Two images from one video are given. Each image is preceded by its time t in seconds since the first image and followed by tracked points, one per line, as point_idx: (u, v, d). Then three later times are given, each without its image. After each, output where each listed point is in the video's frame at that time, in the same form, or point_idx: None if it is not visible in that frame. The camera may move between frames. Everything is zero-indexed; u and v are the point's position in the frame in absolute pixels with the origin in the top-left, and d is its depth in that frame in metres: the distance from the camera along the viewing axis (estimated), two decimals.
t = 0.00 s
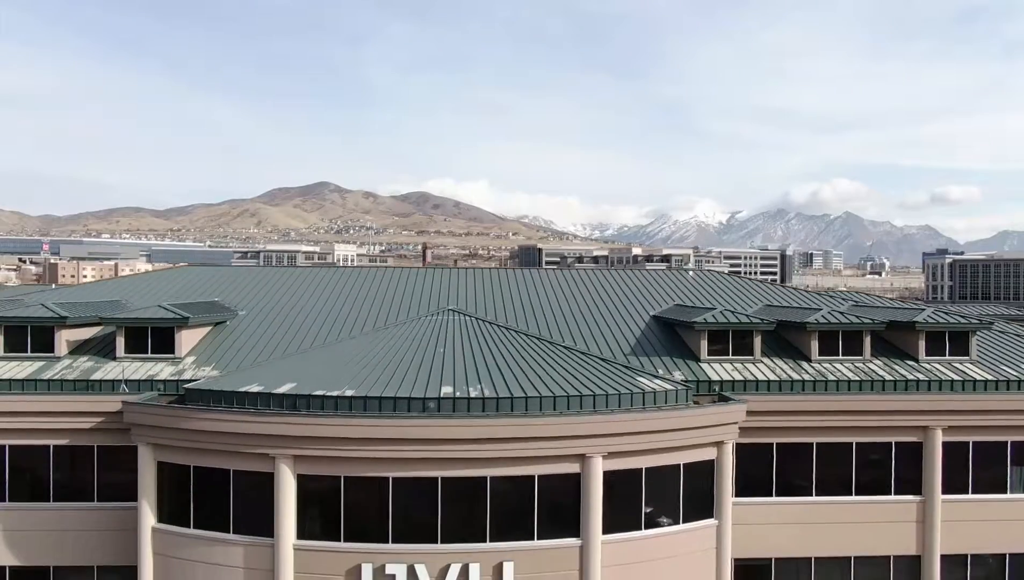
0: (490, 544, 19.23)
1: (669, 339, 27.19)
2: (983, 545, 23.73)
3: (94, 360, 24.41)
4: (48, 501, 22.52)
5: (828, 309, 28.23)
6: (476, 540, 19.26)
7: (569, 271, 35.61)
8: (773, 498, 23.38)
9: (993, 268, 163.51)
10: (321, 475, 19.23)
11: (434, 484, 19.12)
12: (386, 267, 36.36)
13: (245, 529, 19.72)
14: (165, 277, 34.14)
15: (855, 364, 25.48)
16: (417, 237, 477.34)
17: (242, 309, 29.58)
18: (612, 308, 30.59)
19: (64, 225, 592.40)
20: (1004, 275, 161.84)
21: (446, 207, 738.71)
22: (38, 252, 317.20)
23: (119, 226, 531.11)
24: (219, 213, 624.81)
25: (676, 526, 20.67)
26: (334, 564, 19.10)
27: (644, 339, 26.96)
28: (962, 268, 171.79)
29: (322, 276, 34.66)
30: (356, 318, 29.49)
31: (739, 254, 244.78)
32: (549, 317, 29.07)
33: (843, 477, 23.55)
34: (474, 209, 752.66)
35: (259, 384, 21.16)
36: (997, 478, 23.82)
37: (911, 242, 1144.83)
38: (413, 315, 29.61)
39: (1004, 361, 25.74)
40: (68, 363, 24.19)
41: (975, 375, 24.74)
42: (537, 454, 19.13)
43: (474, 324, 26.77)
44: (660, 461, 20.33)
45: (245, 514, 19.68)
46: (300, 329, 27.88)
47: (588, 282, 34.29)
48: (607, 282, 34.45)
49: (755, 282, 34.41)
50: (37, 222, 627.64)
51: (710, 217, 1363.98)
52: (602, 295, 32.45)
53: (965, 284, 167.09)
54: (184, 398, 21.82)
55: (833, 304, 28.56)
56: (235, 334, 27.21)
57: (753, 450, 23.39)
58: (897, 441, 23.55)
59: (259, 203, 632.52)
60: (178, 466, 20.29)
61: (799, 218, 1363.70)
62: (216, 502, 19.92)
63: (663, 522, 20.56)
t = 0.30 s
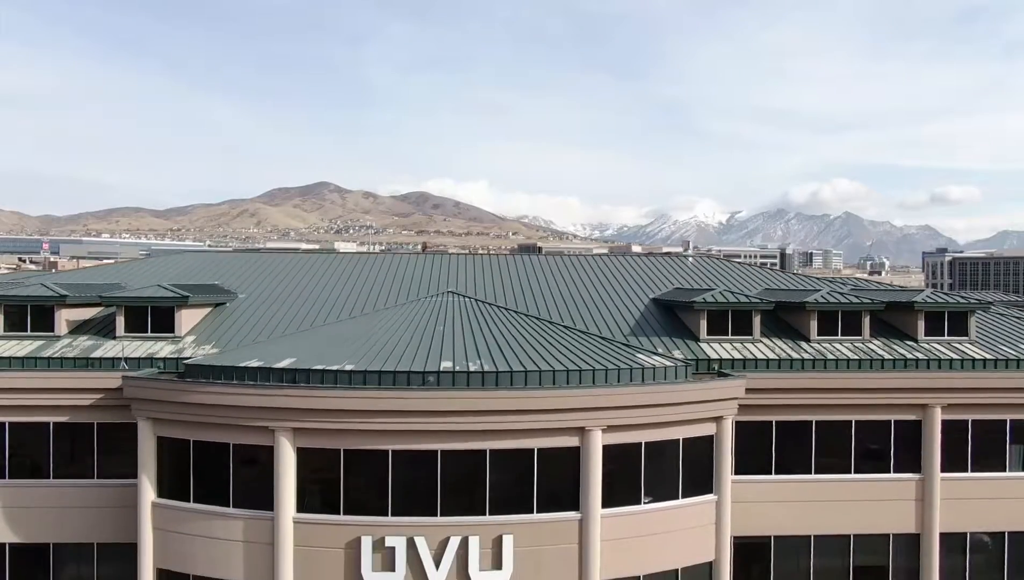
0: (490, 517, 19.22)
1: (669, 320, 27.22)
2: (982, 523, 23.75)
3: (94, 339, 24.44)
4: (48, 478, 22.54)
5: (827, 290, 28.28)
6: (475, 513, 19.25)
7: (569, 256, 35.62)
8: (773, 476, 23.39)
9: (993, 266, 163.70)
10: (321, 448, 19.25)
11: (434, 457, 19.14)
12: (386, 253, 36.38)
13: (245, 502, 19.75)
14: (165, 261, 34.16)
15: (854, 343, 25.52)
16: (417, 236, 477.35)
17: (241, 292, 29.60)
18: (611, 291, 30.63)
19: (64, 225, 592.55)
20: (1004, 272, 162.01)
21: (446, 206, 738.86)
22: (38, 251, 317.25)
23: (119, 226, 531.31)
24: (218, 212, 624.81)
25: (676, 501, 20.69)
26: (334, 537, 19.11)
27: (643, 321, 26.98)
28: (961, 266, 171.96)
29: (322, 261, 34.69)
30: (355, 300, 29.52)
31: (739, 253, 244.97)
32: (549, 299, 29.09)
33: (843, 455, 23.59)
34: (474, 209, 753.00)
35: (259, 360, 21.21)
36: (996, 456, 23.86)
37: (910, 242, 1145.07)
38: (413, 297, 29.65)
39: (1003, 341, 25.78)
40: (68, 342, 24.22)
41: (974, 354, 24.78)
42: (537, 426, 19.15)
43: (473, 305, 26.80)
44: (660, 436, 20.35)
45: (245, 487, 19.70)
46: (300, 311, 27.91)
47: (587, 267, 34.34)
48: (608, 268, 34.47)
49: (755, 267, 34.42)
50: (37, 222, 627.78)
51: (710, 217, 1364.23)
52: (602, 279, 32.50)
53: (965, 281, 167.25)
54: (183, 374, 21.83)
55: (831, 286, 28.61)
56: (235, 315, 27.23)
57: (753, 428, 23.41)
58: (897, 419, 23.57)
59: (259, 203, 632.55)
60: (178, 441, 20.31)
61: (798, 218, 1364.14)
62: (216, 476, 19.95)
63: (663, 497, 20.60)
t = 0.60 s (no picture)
0: (489, 496, 19.22)
1: (668, 305, 27.25)
2: (981, 506, 23.75)
3: (94, 322, 24.46)
4: (47, 459, 22.56)
5: (825, 275, 28.41)
6: (475, 491, 19.25)
7: (569, 245, 35.63)
8: (772, 459, 23.41)
9: (993, 264, 163.76)
10: (320, 427, 19.27)
11: (433, 436, 19.15)
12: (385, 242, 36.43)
13: (245, 481, 19.76)
14: (165, 249, 34.18)
15: (853, 327, 25.53)
16: (417, 235, 477.54)
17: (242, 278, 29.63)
18: (610, 277, 30.70)
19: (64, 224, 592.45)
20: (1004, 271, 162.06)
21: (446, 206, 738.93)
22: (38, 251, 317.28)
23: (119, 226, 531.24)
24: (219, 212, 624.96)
25: (675, 482, 20.70)
26: (333, 515, 19.12)
27: (643, 306, 27.04)
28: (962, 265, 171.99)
29: (322, 249, 34.77)
30: (355, 285, 29.55)
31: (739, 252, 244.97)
32: (549, 285, 29.09)
33: (842, 438, 23.61)
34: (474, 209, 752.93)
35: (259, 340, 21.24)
36: (995, 439, 23.87)
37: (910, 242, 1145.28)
38: (412, 282, 29.67)
39: (1002, 325, 25.78)
40: (68, 324, 24.26)
41: (974, 338, 24.79)
42: (536, 405, 19.16)
43: (473, 289, 26.82)
44: (659, 416, 20.37)
45: (245, 466, 19.71)
46: (299, 295, 27.94)
47: (586, 255, 34.42)
48: (607, 256, 34.47)
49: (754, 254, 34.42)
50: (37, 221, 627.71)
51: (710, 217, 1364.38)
52: (601, 266, 32.57)
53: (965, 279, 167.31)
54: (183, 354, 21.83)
55: (830, 271, 28.68)
56: (235, 300, 27.25)
57: (752, 410, 23.43)
58: (896, 402, 23.59)
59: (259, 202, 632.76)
60: (178, 420, 20.32)
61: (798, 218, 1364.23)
62: (216, 456, 19.97)
63: (662, 477, 20.61)
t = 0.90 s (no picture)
0: (488, 472, 19.22)
1: (668, 288, 27.29)
2: (981, 487, 23.75)
3: (94, 303, 24.47)
4: (47, 439, 22.56)
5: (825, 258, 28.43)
6: (474, 467, 19.24)
7: (569, 233, 35.65)
8: (771, 439, 23.43)
9: (992, 262, 163.91)
10: (319, 403, 19.27)
11: (432, 412, 19.16)
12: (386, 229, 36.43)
13: (244, 458, 19.78)
14: (166, 234, 34.18)
15: (852, 309, 25.53)
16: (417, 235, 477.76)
17: (241, 262, 29.65)
18: (610, 262, 30.72)
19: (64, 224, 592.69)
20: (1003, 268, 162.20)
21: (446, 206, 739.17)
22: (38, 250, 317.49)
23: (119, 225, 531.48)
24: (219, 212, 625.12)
25: (674, 459, 20.71)
26: (332, 491, 19.12)
27: (642, 289, 27.06)
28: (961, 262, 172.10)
29: (322, 234, 34.79)
30: (354, 268, 29.56)
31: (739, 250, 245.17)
32: (549, 269, 29.11)
33: (840, 418, 23.63)
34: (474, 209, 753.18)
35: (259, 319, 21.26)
36: (994, 420, 23.88)
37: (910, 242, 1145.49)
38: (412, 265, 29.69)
39: (1001, 307, 25.78)
40: (68, 306, 24.28)
41: (973, 320, 24.79)
42: (535, 380, 19.17)
43: (473, 272, 26.84)
44: (658, 393, 20.38)
45: (244, 443, 19.73)
46: (299, 278, 27.95)
47: (586, 241, 34.44)
48: (607, 244, 34.48)
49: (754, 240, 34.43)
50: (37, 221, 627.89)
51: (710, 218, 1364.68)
52: (601, 252, 32.59)
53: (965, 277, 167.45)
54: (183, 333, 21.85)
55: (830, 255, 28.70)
56: (235, 284, 27.26)
57: (752, 391, 23.43)
58: (895, 382, 23.59)
59: (259, 202, 632.90)
60: (177, 397, 20.34)
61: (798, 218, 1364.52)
62: (215, 433, 19.98)
63: (661, 455, 20.62)
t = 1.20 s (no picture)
0: (487, 447, 19.19)
1: (667, 271, 27.27)
2: (981, 467, 23.71)
3: (92, 284, 24.43)
4: (45, 418, 22.52)
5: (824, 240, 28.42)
6: (473, 443, 19.22)
7: (569, 220, 35.61)
8: (771, 419, 23.40)
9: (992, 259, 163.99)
10: (318, 378, 19.25)
11: (431, 387, 19.13)
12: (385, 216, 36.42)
13: (243, 434, 19.75)
14: (164, 220, 34.14)
15: (852, 291, 25.51)
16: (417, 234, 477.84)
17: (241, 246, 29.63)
18: (609, 247, 30.70)
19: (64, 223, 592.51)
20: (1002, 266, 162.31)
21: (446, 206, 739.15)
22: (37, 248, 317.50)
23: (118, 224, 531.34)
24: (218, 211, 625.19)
25: (674, 437, 20.69)
26: (331, 466, 19.08)
27: (641, 271, 27.04)
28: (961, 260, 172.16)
29: (322, 221, 34.78)
30: (354, 251, 29.53)
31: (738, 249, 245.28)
32: (548, 253, 29.10)
33: (840, 398, 23.60)
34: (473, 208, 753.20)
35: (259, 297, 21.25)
36: (994, 400, 23.87)
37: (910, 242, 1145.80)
38: (411, 248, 29.66)
39: (1001, 290, 25.76)
40: (67, 286, 24.24)
41: (972, 301, 24.77)
42: (534, 356, 19.15)
43: (472, 254, 26.82)
44: (658, 370, 20.36)
45: (243, 419, 19.71)
46: (298, 261, 27.93)
47: (586, 228, 34.42)
48: (606, 231, 34.46)
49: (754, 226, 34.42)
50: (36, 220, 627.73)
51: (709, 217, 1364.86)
52: (600, 237, 32.59)
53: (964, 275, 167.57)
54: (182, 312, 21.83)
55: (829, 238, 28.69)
56: (234, 266, 27.24)
57: (751, 371, 23.40)
58: (894, 362, 23.58)
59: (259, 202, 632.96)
60: (176, 374, 20.32)
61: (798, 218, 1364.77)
62: (214, 410, 19.96)
63: (660, 432, 20.61)
